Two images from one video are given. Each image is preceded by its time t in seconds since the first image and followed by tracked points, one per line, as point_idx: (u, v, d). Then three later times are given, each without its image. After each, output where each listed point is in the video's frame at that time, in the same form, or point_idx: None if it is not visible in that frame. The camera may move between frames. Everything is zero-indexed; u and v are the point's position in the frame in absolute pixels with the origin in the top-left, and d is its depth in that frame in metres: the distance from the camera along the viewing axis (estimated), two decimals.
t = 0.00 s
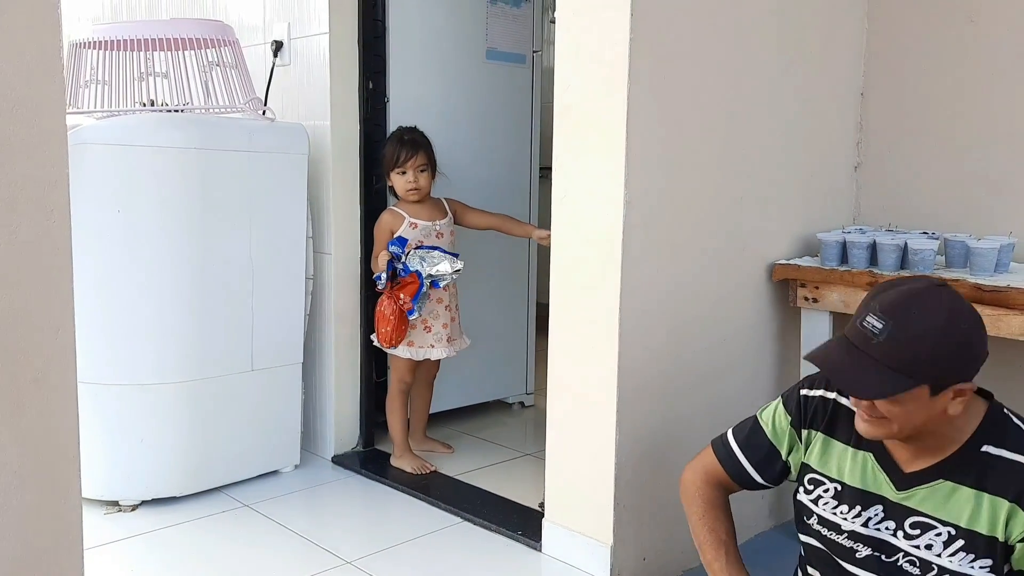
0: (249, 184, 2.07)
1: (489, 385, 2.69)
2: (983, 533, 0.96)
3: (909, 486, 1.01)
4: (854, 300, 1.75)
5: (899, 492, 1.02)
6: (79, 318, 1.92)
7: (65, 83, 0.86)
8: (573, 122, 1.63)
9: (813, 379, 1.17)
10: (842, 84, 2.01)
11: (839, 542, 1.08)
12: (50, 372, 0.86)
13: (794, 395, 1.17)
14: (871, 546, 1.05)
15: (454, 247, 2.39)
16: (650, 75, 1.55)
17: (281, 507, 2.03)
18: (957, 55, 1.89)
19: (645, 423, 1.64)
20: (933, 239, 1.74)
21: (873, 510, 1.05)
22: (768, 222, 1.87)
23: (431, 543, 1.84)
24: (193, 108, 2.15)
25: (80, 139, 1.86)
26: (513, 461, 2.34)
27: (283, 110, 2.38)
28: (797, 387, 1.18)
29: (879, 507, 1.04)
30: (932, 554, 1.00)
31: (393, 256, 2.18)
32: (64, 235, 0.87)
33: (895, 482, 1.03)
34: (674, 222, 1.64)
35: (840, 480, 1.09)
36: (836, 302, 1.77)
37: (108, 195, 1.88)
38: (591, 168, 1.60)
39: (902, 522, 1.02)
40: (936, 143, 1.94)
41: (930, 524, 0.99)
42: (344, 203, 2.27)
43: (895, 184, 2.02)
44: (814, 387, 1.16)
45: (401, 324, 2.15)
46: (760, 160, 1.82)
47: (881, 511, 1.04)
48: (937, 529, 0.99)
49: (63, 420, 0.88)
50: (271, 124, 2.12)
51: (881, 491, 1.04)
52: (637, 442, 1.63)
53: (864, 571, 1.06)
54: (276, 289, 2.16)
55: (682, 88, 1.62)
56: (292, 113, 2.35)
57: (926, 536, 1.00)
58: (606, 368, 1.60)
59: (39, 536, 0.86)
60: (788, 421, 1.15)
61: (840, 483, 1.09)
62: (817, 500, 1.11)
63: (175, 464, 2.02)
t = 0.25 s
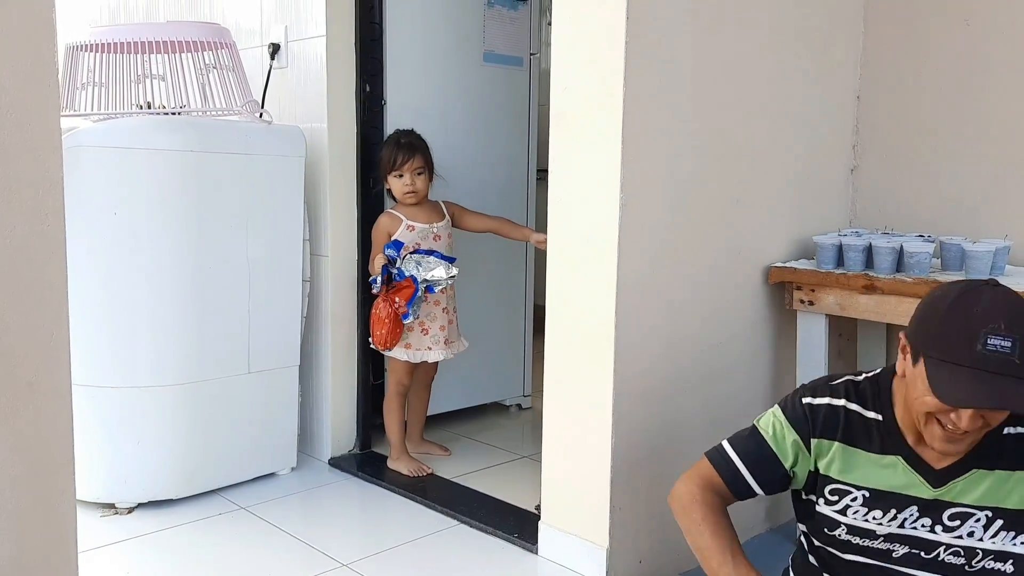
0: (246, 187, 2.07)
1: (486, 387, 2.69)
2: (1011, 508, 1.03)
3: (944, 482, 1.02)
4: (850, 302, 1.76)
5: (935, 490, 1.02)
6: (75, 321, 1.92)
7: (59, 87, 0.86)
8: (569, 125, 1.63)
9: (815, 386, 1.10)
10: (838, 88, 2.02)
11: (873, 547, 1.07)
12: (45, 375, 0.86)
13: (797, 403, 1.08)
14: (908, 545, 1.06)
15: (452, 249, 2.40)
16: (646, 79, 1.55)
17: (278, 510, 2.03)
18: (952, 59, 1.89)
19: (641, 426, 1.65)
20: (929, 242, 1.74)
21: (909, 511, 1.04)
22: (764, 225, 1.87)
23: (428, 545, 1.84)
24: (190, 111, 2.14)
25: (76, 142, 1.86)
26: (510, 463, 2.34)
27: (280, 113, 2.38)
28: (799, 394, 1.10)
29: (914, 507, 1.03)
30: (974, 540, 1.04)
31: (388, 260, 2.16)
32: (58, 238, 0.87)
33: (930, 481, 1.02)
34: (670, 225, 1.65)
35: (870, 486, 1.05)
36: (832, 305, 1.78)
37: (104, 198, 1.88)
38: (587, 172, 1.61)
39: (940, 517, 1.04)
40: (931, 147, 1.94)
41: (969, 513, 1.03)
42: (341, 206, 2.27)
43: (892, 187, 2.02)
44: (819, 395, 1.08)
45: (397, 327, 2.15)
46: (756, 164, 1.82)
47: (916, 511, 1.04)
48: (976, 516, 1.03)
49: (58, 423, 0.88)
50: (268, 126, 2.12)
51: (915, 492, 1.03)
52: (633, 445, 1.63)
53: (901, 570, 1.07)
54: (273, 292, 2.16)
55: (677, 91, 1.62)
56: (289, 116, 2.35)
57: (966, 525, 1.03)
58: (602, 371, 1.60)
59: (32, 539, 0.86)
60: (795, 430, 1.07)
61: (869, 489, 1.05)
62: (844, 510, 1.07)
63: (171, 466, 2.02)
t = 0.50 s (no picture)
0: (245, 188, 2.08)
1: (484, 389, 2.69)
2: None
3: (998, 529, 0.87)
4: (847, 303, 1.76)
5: (989, 538, 0.88)
6: (74, 322, 1.92)
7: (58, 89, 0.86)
8: (567, 127, 1.64)
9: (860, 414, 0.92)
10: (835, 90, 2.02)
11: None
12: (44, 376, 0.87)
13: (847, 442, 0.89)
14: None
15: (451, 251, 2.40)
16: (643, 81, 1.56)
17: (276, 511, 2.03)
18: (948, 61, 1.90)
19: (639, 427, 1.65)
20: (926, 243, 1.74)
21: (958, 558, 0.90)
22: (762, 227, 1.87)
23: (426, 546, 1.84)
24: (189, 112, 2.14)
25: (75, 144, 1.86)
26: (509, 464, 2.35)
27: (279, 114, 2.39)
28: (846, 427, 0.91)
29: (962, 554, 0.90)
30: None
31: (388, 260, 2.17)
32: (58, 239, 0.87)
33: (984, 529, 0.87)
34: (667, 227, 1.65)
35: (920, 534, 0.90)
36: (829, 306, 1.78)
37: (104, 200, 1.88)
38: (585, 174, 1.61)
39: (989, 561, 0.90)
40: (928, 149, 1.95)
41: (1018, 556, 0.90)
42: (339, 208, 2.27)
43: (888, 189, 2.03)
44: (872, 431, 0.89)
45: (396, 328, 2.16)
46: (753, 166, 1.82)
47: (965, 557, 0.90)
48: None
49: (58, 424, 0.89)
50: (268, 128, 2.13)
51: (968, 540, 0.88)
52: (630, 447, 1.64)
53: None
54: (271, 293, 2.16)
55: (675, 93, 1.62)
56: (287, 118, 2.36)
57: (1015, 566, 0.91)
58: (600, 372, 1.60)
59: (31, 540, 0.86)
60: (849, 477, 0.87)
61: (919, 538, 0.90)
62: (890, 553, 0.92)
63: (170, 467, 2.02)
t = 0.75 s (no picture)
0: (245, 190, 2.08)
1: (484, 389, 2.70)
2: None
3: None
4: (846, 304, 1.76)
5: None
6: (75, 323, 1.92)
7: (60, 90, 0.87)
8: (567, 129, 1.64)
9: (950, 514, 0.87)
10: (834, 92, 2.03)
11: None
12: (46, 375, 0.87)
13: (940, 558, 0.84)
14: None
15: (451, 252, 2.41)
16: (642, 84, 1.57)
17: (277, 512, 2.04)
18: (946, 63, 1.91)
19: (639, 428, 1.65)
20: (925, 244, 1.75)
21: None
22: (761, 229, 1.88)
23: (426, 547, 1.85)
24: (189, 114, 2.15)
25: (76, 145, 1.87)
26: (509, 465, 2.35)
27: (279, 116, 2.39)
28: (935, 533, 0.86)
29: None
30: None
31: (388, 261, 2.17)
32: (60, 240, 0.88)
33: None
34: (666, 227, 1.66)
35: None
36: (828, 307, 1.78)
37: (104, 201, 1.89)
38: (585, 176, 1.62)
39: None
40: (926, 151, 1.96)
41: None
42: (339, 209, 2.28)
43: (887, 191, 2.04)
44: (965, 544, 0.85)
45: (397, 329, 2.16)
46: (752, 168, 1.83)
47: None
48: None
49: (60, 423, 0.89)
50: (268, 130, 2.13)
51: None
52: (630, 447, 1.64)
53: None
54: (272, 294, 2.17)
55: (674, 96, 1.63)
56: (287, 119, 2.36)
57: None
58: (600, 373, 1.61)
59: (34, 537, 0.87)
60: None
61: None
62: None
63: (171, 468, 2.02)
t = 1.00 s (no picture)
0: (246, 192, 2.09)
1: (484, 390, 2.70)
2: None
3: None
4: (846, 304, 1.76)
5: None
6: (75, 323, 1.92)
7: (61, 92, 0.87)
8: (567, 129, 1.64)
9: (956, 481, 0.86)
10: (834, 92, 2.03)
11: None
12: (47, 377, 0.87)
13: (947, 534, 0.84)
14: None
15: (450, 253, 2.41)
16: (643, 84, 1.57)
17: (277, 512, 2.04)
18: (946, 64, 1.91)
19: (639, 428, 1.65)
20: (925, 245, 1.75)
21: None
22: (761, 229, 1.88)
23: (427, 547, 1.85)
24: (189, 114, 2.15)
25: (77, 146, 1.87)
26: (509, 465, 2.35)
27: (279, 117, 2.39)
28: (939, 510, 0.86)
29: None
30: None
31: (387, 263, 2.16)
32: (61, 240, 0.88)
33: None
34: (666, 228, 1.66)
35: None
36: (828, 307, 1.78)
37: (105, 202, 1.89)
38: (585, 176, 1.62)
39: None
40: (927, 151, 1.96)
41: None
42: (339, 210, 2.28)
43: (886, 191, 2.04)
44: (975, 514, 0.85)
45: (395, 330, 2.16)
46: (752, 169, 1.83)
47: None
48: None
49: (60, 424, 0.89)
50: (269, 131, 2.13)
51: None
52: (630, 448, 1.64)
53: None
54: (272, 295, 2.17)
55: (674, 96, 1.63)
56: (287, 120, 2.36)
57: None
58: (600, 374, 1.61)
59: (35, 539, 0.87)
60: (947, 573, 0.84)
61: None
62: None
63: (171, 469, 2.02)
